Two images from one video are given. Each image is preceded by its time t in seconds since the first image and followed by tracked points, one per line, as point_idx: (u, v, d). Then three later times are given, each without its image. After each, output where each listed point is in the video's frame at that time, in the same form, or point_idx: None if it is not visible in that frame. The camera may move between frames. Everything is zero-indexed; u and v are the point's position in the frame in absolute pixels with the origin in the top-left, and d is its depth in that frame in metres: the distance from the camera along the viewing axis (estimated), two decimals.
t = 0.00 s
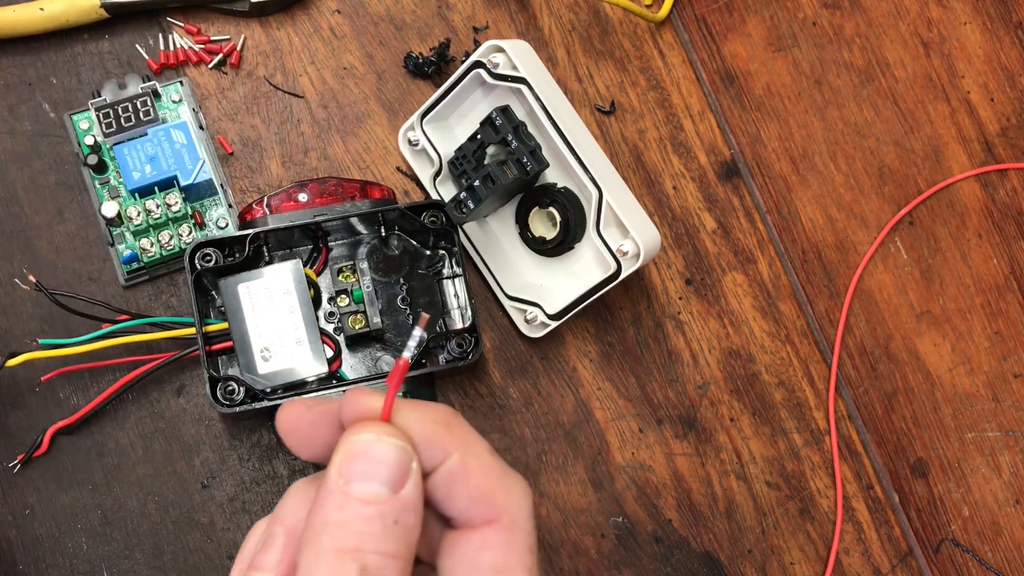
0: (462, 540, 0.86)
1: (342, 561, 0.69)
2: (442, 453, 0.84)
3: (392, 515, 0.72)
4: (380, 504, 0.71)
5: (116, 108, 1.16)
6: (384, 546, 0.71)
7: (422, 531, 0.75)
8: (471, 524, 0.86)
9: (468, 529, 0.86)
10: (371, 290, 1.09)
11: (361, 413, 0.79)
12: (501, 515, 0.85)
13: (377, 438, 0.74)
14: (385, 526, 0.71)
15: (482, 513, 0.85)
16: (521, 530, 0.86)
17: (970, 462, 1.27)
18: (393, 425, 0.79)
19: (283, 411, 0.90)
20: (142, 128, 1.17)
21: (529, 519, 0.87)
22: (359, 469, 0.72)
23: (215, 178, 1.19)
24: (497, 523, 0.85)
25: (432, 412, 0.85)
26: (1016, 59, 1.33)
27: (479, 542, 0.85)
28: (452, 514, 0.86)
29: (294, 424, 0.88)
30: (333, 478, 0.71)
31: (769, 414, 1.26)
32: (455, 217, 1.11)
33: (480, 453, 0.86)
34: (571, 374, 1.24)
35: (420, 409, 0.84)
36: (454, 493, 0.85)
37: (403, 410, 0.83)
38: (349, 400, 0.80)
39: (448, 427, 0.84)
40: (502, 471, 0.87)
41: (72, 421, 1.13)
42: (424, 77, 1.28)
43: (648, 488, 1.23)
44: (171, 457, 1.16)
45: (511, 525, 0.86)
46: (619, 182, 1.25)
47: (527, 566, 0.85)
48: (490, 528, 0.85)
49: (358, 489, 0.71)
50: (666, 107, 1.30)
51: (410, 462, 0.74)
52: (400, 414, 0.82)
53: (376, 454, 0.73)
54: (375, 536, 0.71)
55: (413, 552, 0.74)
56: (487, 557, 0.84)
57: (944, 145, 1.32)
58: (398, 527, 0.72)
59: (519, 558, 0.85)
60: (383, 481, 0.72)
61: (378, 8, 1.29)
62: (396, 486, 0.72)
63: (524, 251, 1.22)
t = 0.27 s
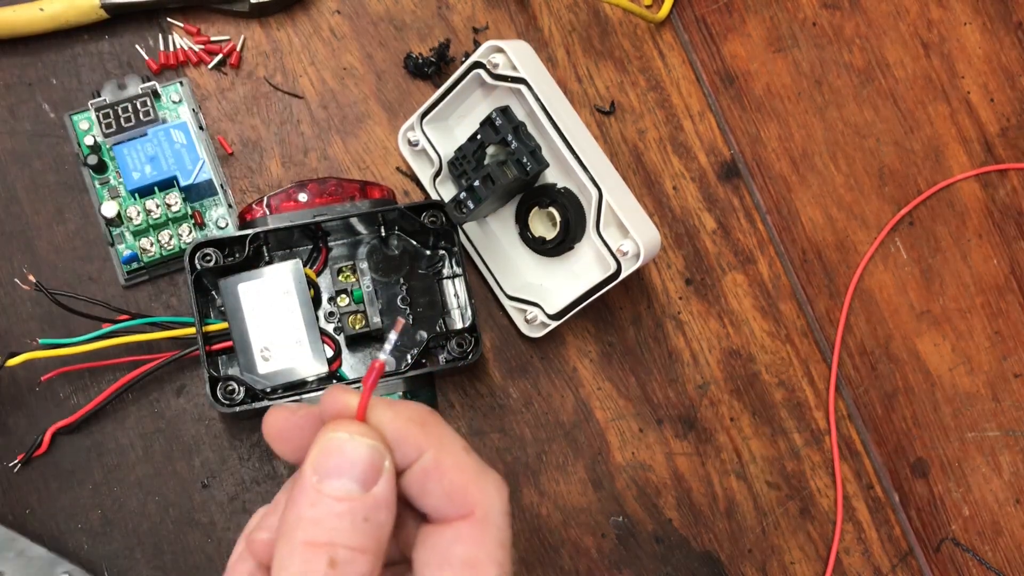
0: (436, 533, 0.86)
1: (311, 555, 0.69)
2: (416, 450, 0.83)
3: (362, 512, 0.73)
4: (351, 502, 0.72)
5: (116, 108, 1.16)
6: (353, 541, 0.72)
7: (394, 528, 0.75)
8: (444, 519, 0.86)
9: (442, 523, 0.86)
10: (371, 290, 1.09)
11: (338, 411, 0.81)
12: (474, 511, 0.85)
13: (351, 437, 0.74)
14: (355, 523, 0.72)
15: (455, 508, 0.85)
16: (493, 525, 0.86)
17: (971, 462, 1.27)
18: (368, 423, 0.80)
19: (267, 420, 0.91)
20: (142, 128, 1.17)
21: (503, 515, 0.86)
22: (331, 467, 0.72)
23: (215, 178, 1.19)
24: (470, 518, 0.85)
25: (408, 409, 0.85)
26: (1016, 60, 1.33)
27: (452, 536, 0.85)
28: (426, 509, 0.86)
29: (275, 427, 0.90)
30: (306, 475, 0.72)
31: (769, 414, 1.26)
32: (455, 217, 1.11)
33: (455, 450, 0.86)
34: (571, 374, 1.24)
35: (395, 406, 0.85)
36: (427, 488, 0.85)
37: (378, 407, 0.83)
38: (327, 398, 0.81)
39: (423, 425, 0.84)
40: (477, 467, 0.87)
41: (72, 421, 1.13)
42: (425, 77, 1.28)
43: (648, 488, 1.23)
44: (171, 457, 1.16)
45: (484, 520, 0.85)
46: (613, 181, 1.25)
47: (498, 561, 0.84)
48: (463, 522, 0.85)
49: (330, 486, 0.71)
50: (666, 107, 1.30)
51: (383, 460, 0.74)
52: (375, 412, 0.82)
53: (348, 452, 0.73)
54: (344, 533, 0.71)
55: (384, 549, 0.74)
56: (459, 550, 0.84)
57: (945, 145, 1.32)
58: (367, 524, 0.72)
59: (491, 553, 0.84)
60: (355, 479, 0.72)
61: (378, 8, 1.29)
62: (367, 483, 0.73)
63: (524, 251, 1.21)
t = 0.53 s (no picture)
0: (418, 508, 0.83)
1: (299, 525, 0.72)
2: (401, 424, 0.83)
3: (347, 487, 0.73)
4: (336, 478, 0.73)
5: (116, 108, 1.16)
6: (339, 515, 0.73)
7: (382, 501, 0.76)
8: (428, 493, 0.83)
9: (425, 497, 0.83)
10: (371, 290, 1.11)
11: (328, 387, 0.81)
12: (457, 484, 0.82)
13: (335, 414, 0.74)
14: (341, 498, 0.73)
15: (439, 480, 0.83)
16: (477, 499, 0.83)
17: (970, 462, 1.27)
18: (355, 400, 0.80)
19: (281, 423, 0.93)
20: (142, 128, 1.17)
21: (486, 489, 0.83)
22: (316, 444, 0.72)
23: (215, 177, 1.19)
24: (453, 490, 0.82)
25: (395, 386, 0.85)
26: (1016, 59, 1.33)
27: (434, 509, 0.82)
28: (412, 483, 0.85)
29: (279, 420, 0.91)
30: (294, 451, 0.73)
31: (769, 414, 1.26)
32: (455, 217, 1.11)
33: (440, 425, 0.85)
34: (571, 374, 1.24)
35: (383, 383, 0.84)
36: (412, 462, 0.83)
37: (366, 383, 0.83)
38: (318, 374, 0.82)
39: (409, 401, 0.83)
40: (462, 441, 0.85)
41: (72, 421, 1.14)
42: (424, 77, 1.28)
43: (648, 488, 1.23)
44: (171, 457, 1.16)
45: (467, 494, 0.82)
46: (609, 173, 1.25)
47: (480, 535, 0.81)
48: (446, 496, 0.82)
49: (316, 462, 0.72)
50: (666, 107, 1.30)
51: (368, 438, 0.74)
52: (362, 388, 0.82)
53: (333, 431, 0.73)
54: (330, 507, 0.72)
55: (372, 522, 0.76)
56: (441, 523, 0.81)
57: (945, 145, 1.32)
58: (352, 500, 0.73)
59: (475, 527, 0.81)
60: (339, 456, 0.72)
61: (378, 8, 1.29)
62: (352, 460, 0.73)
63: (524, 250, 1.22)
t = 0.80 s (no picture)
0: (421, 496, 0.83)
1: (292, 515, 0.72)
2: (414, 408, 0.85)
3: (342, 481, 0.73)
4: (330, 471, 0.73)
5: (116, 108, 1.16)
6: (333, 508, 0.73)
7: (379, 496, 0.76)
8: (433, 483, 0.83)
9: (430, 488, 0.83)
10: (371, 290, 1.11)
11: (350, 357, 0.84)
12: (463, 476, 0.82)
13: (331, 408, 0.74)
14: (334, 492, 0.73)
15: (445, 470, 0.83)
16: (481, 495, 0.82)
17: (971, 462, 1.27)
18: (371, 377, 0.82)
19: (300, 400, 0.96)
20: (142, 128, 1.17)
21: (491, 484, 0.83)
22: (311, 436, 0.73)
23: (215, 178, 1.19)
24: (457, 483, 0.82)
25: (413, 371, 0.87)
26: (1016, 59, 1.33)
27: (437, 500, 0.81)
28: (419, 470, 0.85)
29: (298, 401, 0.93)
30: (291, 443, 0.73)
31: (769, 414, 1.26)
32: (455, 217, 1.11)
33: (453, 415, 0.86)
34: (571, 374, 1.24)
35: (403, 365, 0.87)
36: (422, 447, 0.84)
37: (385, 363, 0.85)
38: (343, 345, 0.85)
39: (427, 385, 0.86)
40: (471, 435, 0.86)
41: (71, 421, 1.14)
42: (425, 77, 1.28)
43: (648, 488, 1.23)
44: (171, 457, 1.16)
45: (471, 488, 0.82)
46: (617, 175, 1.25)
47: (481, 531, 0.80)
48: (451, 487, 0.82)
49: (310, 455, 0.73)
50: (666, 107, 1.30)
51: (362, 432, 0.74)
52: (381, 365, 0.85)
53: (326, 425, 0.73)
54: (324, 500, 0.73)
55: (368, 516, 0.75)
56: (443, 515, 0.80)
57: (945, 145, 1.32)
58: (346, 493, 0.73)
59: (476, 522, 0.80)
60: (333, 450, 0.73)
61: (378, 8, 1.29)
62: (347, 455, 0.73)
63: (524, 250, 1.22)
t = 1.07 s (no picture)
0: (437, 510, 0.84)
1: (302, 524, 0.72)
2: (421, 423, 0.84)
3: (352, 488, 0.73)
4: (340, 477, 0.73)
5: (115, 108, 1.16)
6: (343, 516, 0.73)
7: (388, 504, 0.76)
8: (448, 495, 0.84)
9: (443, 501, 0.84)
10: (371, 290, 1.10)
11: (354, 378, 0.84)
12: (477, 488, 0.84)
13: (342, 414, 0.74)
14: (344, 499, 0.73)
15: (458, 485, 0.84)
16: (496, 506, 0.83)
17: (971, 462, 1.27)
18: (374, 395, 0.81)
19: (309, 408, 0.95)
20: (142, 128, 1.17)
21: (505, 497, 0.84)
22: (322, 442, 0.73)
23: (215, 178, 1.19)
24: (472, 496, 0.83)
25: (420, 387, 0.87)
26: (1016, 59, 1.33)
27: (453, 512, 0.83)
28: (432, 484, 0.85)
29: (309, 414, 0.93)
30: (302, 449, 0.73)
31: (769, 414, 1.26)
32: (455, 217, 1.11)
33: (462, 428, 0.86)
34: (571, 374, 1.24)
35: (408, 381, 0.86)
36: (433, 463, 0.85)
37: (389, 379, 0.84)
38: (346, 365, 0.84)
39: (434, 401, 0.85)
40: (482, 449, 0.86)
41: (71, 421, 1.14)
42: (424, 77, 1.28)
43: (648, 488, 1.23)
44: (171, 457, 1.16)
45: (486, 500, 0.83)
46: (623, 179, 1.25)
47: (496, 544, 0.81)
48: (466, 500, 0.83)
49: (320, 461, 0.73)
50: (666, 107, 1.30)
51: (374, 439, 0.74)
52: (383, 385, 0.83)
53: (337, 432, 0.73)
54: (334, 508, 0.72)
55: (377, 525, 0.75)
56: (458, 527, 0.81)
57: (945, 145, 1.32)
58: (357, 501, 0.73)
59: (492, 534, 0.82)
60: (344, 457, 0.73)
61: (378, 8, 1.29)
62: (358, 461, 0.73)
63: (524, 250, 1.22)
